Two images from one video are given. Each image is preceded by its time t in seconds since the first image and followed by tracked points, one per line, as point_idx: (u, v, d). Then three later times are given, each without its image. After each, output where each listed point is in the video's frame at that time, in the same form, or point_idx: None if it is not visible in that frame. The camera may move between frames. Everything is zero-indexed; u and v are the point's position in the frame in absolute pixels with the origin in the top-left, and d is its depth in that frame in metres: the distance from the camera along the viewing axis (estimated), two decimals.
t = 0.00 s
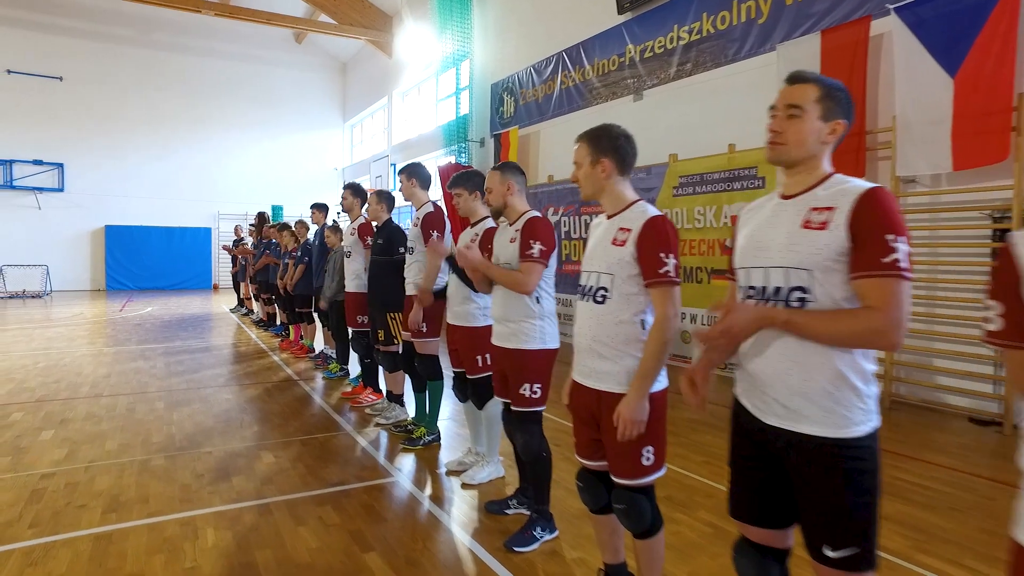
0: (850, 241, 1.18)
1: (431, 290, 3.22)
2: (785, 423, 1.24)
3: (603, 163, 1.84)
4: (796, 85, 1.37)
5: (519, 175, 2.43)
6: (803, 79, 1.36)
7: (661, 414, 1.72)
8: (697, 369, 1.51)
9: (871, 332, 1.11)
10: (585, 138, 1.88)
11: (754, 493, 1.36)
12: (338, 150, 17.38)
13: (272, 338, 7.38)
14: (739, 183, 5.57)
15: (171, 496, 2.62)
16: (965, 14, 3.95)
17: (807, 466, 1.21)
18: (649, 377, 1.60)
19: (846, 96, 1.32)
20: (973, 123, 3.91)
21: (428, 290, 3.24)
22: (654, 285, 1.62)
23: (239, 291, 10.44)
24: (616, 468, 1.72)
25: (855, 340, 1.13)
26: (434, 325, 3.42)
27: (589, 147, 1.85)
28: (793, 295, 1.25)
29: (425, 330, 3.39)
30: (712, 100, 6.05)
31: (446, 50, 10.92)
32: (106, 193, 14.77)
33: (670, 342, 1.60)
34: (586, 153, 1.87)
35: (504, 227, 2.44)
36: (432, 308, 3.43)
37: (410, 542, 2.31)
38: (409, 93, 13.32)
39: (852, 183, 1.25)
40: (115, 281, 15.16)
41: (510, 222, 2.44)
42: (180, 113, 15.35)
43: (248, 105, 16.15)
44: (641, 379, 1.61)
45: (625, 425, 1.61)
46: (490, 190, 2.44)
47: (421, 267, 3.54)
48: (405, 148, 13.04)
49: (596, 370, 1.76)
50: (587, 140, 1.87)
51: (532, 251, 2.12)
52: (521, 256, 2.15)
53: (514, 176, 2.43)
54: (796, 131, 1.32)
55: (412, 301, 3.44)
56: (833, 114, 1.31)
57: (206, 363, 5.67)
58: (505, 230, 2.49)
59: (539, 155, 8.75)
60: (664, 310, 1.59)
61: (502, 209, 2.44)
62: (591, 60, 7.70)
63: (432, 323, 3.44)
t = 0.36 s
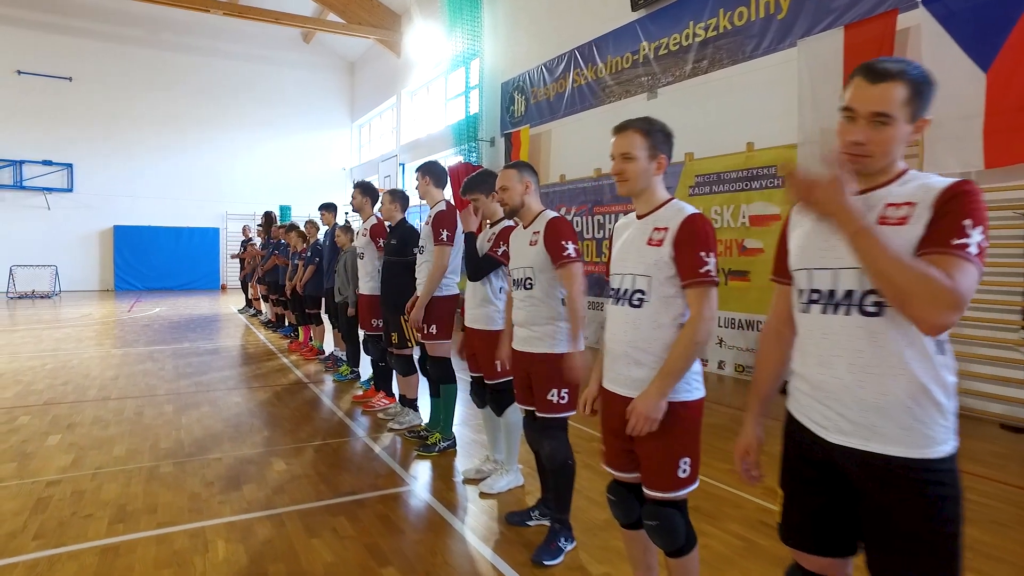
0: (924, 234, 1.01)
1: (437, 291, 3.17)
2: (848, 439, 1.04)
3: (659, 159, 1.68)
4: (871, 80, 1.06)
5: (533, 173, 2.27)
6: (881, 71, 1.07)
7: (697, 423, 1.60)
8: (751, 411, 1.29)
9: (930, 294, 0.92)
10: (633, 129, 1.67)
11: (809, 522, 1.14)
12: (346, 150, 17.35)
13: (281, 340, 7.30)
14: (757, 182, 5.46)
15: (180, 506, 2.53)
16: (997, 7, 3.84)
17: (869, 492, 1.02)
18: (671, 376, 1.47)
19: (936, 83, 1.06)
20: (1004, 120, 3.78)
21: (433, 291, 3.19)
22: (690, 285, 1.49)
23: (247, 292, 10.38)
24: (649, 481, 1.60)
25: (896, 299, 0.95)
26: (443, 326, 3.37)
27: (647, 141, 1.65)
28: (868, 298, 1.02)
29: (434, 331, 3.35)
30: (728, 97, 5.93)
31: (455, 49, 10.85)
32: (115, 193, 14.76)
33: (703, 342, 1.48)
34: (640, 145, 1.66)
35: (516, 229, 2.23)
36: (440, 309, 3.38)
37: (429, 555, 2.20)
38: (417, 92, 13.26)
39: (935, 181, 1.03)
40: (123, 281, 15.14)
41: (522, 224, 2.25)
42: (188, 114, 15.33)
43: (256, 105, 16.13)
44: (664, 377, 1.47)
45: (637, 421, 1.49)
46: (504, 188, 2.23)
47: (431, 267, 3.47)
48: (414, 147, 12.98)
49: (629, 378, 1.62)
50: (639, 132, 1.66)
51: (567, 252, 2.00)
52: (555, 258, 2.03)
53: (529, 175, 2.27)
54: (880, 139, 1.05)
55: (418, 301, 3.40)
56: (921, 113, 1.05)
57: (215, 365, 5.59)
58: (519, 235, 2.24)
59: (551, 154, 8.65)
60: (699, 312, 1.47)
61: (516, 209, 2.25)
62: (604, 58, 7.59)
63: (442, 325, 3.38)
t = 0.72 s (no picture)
0: (995, 223, 0.91)
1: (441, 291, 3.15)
2: (915, 457, 0.95)
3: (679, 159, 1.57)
4: (922, 55, 0.97)
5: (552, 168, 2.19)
6: (932, 45, 0.97)
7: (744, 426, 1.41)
8: (795, 421, 1.21)
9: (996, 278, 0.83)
10: (656, 124, 1.52)
11: (861, 542, 1.06)
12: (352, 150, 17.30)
13: (287, 340, 7.23)
14: (771, 181, 5.36)
15: (184, 513, 2.45)
16: None
17: (938, 513, 0.94)
18: (729, 383, 1.33)
19: (1005, 59, 0.94)
20: None
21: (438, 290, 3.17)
22: (722, 286, 1.36)
23: (252, 293, 10.32)
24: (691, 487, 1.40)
25: (952, 286, 0.87)
26: (447, 327, 3.32)
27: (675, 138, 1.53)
28: (937, 304, 0.93)
29: (438, 332, 3.32)
30: (740, 95, 5.85)
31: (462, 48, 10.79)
32: (121, 193, 14.75)
33: (748, 341, 1.35)
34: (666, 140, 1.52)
35: (528, 227, 2.16)
36: (444, 309, 3.32)
37: (441, 567, 2.11)
38: (423, 91, 13.19)
39: (1012, 171, 0.93)
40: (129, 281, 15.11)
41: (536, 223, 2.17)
42: (194, 114, 15.32)
43: (262, 105, 16.09)
44: (723, 383, 1.34)
45: (711, 436, 1.32)
46: (521, 182, 2.12)
47: (436, 267, 3.41)
48: (421, 147, 12.92)
49: (666, 385, 1.44)
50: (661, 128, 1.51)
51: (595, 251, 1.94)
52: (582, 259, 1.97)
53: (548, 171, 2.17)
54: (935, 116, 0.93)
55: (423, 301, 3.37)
56: (982, 89, 0.93)
57: (221, 367, 5.52)
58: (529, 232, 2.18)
59: (559, 153, 8.56)
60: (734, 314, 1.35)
61: (531, 204, 2.14)
62: (613, 56, 7.51)
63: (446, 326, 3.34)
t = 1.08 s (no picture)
0: None
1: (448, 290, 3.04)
2: (1007, 482, 0.84)
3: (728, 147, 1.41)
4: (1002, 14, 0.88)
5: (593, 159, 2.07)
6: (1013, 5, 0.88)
7: (789, 438, 1.30)
8: (852, 432, 1.08)
9: None
10: (702, 115, 1.35)
11: None
12: (358, 149, 17.23)
13: (293, 341, 7.14)
14: (788, 179, 5.23)
15: (186, 523, 2.35)
16: None
17: None
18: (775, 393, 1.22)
19: None
20: None
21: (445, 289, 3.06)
22: (772, 285, 1.25)
23: (258, 293, 10.25)
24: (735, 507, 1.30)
25: None
26: (453, 328, 3.21)
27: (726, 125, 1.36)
28: None
29: (444, 333, 3.21)
30: (754, 91, 5.72)
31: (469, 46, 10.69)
32: (127, 193, 14.72)
33: (799, 347, 1.23)
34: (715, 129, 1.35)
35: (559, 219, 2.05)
36: (451, 310, 3.22)
37: None
38: (430, 90, 13.10)
39: None
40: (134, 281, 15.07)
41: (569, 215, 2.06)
42: (200, 113, 15.26)
43: (267, 105, 16.03)
44: (766, 392, 1.22)
45: (750, 449, 1.22)
46: (556, 168, 2.01)
47: (443, 266, 3.31)
48: (427, 146, 12.83)
49: (704, 391, 1.33)
50: (710, 117, 1.35)
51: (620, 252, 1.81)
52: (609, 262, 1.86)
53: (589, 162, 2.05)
54: (1000, 78, 0.84)
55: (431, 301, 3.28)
56: None
57: (226, 367, 5.44)
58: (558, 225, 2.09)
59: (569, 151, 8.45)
60: (787, 316, 1.23)
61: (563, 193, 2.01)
62: (623, 52, 7.39)
63: (453, 326, 3.23)
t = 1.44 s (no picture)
0: None
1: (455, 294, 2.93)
2: None
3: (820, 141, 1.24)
4: None
5: (631, 159, 2.03)
6: None
7: (863, 480, 1.14)
8: (940, 479, 0.95)
9: None
10: (789, 103, 1.20)
11: None
12: (365, 149, 17.15)
13: (300, 344, 7.05)
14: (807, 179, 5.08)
15: (186, 541, 2.23)
16: None
17: None
18: (852, 426, 1.06)
19: None
20: None
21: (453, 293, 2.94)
22: (859, 302, 1.07)
23: (264, 295, 10.16)
24: (803, 550, 1.17)
25: None
26: (461, 334, 3.10)
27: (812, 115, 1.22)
28: None
29: (452, 339, 3.08)
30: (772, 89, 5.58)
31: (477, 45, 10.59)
32: (134, 194, 14.68)
33: (888, 377, 1.06)
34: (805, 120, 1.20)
35: (593, 219, 2.00)
36: (459, 315, 3.10)
37: None
38: (437, 90, 13.00)
39: None
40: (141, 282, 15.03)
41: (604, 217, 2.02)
42: (207, 114, 15.22)
43: (273, 105, 15.97)
44: (843, 425, 1.06)
45: (815, 486, 1.07)
46: (588, 167, 1.99)
47: (452, 269, 3.18)
48: (435, 147, 12.74)
49: (769, 415, 1.18)
50: (797, 106, 1.20)
51: (654, 266, 1.76)
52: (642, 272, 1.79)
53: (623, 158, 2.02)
54: None
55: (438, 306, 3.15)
56: None
57: (232, 372, 5.33)
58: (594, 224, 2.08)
59: (579, 151, 8.32)
60: (878, 339, 1.05)
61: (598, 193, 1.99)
62: (635, 50, 7.26)
63: (462, 332, 3.10)
